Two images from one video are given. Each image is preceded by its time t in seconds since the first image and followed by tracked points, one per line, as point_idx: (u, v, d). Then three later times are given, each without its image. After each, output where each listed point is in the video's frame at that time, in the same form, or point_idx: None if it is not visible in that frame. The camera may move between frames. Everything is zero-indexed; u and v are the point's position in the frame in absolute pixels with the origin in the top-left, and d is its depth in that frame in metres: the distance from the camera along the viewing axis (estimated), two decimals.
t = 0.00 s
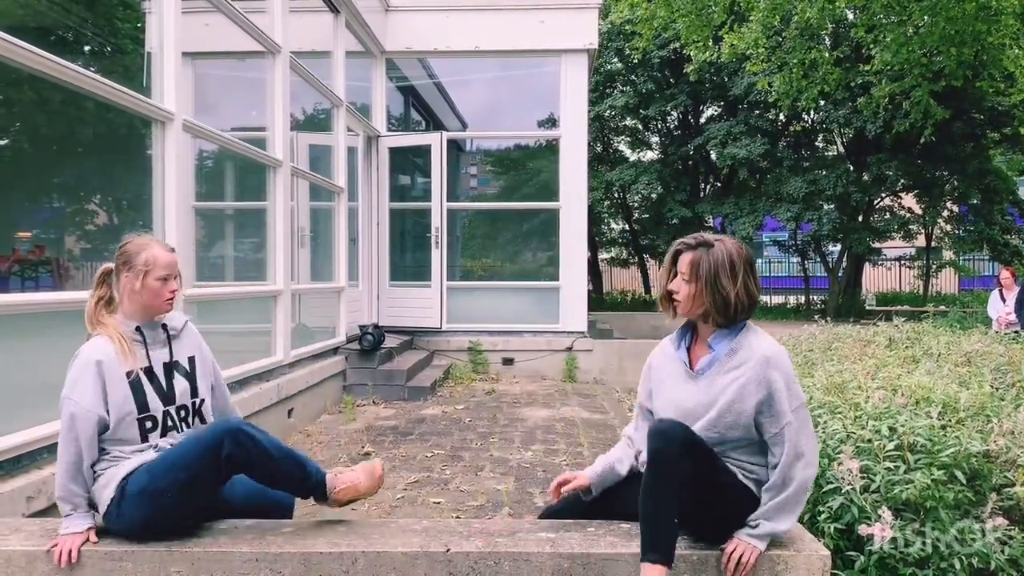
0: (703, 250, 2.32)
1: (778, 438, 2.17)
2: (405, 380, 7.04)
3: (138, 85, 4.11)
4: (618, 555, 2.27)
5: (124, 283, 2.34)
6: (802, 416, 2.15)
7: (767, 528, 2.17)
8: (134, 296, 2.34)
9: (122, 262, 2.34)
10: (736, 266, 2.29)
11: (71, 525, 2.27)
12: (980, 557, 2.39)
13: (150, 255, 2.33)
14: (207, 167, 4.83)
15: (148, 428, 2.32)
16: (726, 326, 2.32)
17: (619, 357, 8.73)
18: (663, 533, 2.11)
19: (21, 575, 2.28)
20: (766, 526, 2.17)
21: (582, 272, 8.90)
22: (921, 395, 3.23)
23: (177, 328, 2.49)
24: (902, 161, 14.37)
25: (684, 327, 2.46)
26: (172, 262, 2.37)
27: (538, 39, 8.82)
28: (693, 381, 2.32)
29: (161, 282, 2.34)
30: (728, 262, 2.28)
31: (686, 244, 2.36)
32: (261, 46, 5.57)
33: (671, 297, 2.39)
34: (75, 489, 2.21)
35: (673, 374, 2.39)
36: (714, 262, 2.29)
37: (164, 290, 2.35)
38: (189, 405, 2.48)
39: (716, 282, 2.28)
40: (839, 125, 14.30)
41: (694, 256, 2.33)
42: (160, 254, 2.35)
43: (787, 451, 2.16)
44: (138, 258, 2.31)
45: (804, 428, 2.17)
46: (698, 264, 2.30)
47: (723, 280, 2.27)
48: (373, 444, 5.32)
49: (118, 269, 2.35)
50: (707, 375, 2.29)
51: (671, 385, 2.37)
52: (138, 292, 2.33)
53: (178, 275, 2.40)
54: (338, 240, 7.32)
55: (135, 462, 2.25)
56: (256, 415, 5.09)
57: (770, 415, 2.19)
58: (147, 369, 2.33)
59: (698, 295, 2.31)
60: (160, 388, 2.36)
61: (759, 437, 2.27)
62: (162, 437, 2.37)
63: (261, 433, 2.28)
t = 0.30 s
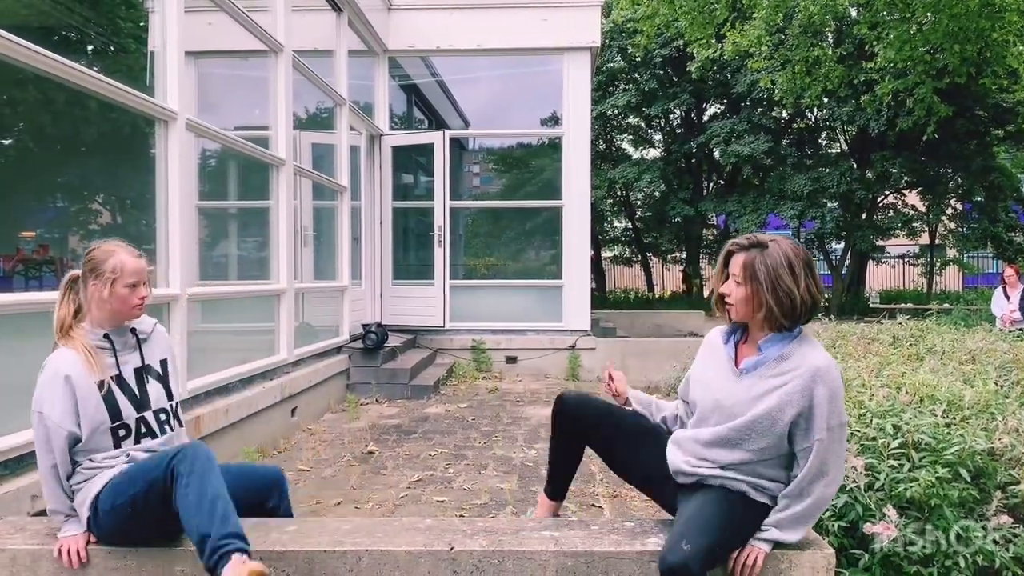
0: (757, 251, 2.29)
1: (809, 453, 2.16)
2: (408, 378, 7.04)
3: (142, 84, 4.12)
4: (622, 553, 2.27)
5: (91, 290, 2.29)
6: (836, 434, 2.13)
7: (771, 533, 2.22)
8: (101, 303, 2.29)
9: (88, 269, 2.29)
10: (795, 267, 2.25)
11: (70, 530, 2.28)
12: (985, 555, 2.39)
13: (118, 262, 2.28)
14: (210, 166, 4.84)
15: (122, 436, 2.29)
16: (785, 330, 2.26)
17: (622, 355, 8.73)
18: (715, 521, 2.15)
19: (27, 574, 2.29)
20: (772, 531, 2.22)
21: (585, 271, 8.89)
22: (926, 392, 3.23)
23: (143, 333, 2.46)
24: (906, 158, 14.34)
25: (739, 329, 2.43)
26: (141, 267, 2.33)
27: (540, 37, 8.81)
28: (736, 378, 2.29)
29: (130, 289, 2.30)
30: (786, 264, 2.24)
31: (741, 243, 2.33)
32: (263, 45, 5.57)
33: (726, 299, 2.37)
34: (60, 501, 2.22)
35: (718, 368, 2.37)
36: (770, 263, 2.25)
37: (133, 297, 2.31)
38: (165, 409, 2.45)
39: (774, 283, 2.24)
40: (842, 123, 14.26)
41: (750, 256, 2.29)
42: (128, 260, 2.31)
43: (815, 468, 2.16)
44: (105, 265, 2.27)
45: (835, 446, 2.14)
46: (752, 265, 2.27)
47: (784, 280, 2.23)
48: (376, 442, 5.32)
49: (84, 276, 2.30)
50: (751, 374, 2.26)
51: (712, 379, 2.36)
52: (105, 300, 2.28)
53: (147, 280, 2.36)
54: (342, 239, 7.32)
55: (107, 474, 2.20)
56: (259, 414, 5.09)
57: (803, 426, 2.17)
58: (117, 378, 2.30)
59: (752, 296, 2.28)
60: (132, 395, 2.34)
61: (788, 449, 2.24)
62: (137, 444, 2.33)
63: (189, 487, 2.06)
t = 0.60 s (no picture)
0: (765, 246, 2.29)
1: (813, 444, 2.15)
2: (413, 375, 7.05)
3: (147, 81, 4.12)
4: (628, 549, 2.28)
5: (74, 291, 2.27)
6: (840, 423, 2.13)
7: (777, 530, 2.21)
8: (87, 304, 2.26)
9: (70, 269, 2.27)
10: (803, 263, 2.26)
11: (78, 527, 2.29)
12: (992, 551, 2.41)
13: (100, 260, 2.27)
14: (215, 164, 4.85)
15: (124, 433, 2.27)
16: (792, 325, 2.27)
17: (627, 352, 8.73)
18: (716, 533, 2.15)
19: (34, 570, 2.30)
20: (779, 528, 2.21)
21: (589, 267, 8.89)
22: (932, 388, 3.23)
23: (132, 329, 2.43)
24: (911, 153, 14.30)
25: (741, 323, 2.43)
26: (123, 265, 2.31)
27: (545, 33, 8.79)
28: (740, 373, 2.30)
29: (114, 287, 2.28)
30: (794, 259, 2.25)
31: (747, 239, 2.33)
32: (268, 42, 5.57)
33: (731, 295, 2.36)
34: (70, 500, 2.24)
35: (721, 363, 2.37)
36: (778, 259, 2.25)
37: (117, 294, 2.29)
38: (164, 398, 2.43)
39: (783, 278, 2.24)
40: (847, 118, 14.21)
41: (755, 251, 2.29)
42: (109, 258, 2.29)
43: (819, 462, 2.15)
44: (87, 265, 2.25)
45: (839, 432, 2.13)
46: (761, 261, 2.26)
47: (791, 276, 2.24)
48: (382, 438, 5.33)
49: (67, 277, 2.27)
50: (756, 368, 2.27)
51: (717, 374, 2.36)
52: (91, 301, 2.26)
53: (129, 277, 2.33)
54: (347, 236, 7.33)
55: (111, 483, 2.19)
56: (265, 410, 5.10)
57: (807, 414, 2.16)
58: (107, 374, 2.28)
59: (758, 291, 2.28)
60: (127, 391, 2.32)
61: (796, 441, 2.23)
62: (142, 440, 2.31)
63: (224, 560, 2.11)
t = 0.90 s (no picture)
0: (770, 239, 2.29)
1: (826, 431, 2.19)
2: (421, 371, 7.05)
3: (155, 79, 4.14)
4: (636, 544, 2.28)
5: (92, 288, 2.29)
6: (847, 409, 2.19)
7: (787, 523, 2.20)
8: (104, 302, 2.28)
9: (89, 266, 2.29)
10: (806, 257, 2.26)
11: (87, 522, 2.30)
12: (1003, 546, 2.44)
13: (117, 258, 2.28)
14: (223, 161, 4.87)
15: (131, 431, 2.28)
16: (791, 319, 2.29)
17: (634, 348, 8.72)
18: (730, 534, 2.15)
19: (47, 565, 2.32)
20: (791, 520, 2.20)
21: (596, 263, 8.88)
22: (941, 383, 3.22)
23: (151, 326, 2.42)
24: (920, 147, 14.22)
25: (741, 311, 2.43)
26: (141, 263, 2.32)
27: (552, 29, 8.76)
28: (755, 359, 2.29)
29: (134, 283, 2.30)
30: (798, 253, 2.26)
31: (753, 231, 2.33)
32: (275, 38, 5.57)
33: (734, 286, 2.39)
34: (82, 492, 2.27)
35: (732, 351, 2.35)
36: (782, 252, 2.26)
37: (136, 292, 2.30)
38: (179, 393, 2.41)
39: (785, 271, 2.25)
40: (855, 113, 14.13)
41: (761, 245, 2.29)
42: (127, 256, 2.30)
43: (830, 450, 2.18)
44: (106, 262, 2.27)
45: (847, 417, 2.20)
46: (764, 254, 2.27)
47: (794, 272, 2.25)
48: (390, 434, 5.35)
49: (85, 274, 2.30)
50: (771, 352, 2.27)
51: (732, 362, 2.33)
52: (107, 298, 2.28)
53: (147, 274, 2.34)
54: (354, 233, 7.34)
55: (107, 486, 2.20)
56: (274, 406, 5.12)
57: (823, 398, 2.19)
58: (118, 371, 2.30)
59: (762, 285, 2.28)
60: (137, 388, 2.32)
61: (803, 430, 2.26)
62: (148, 438, 2.30)
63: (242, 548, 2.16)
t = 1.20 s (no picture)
0: (759, 235, 2.30)
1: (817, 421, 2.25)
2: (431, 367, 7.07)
3: (165, 76, 4.15)
4: (646, 540, 2.28)
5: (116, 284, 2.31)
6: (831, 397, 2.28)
7: (794, 513, 2.21)
8: (130, 296, 2.31)
9: (108, 262, 2.30)
10: (796, 254, 2.27)
11: (103, 512, 2.30)
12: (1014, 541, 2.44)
13: (133, 252, 2.28)
14: (233, 158, 4.89)
15: (163, 415, 2.32)
16: (780, 314, 2.29)
17: (643, 345, 8.72)
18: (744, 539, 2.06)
19: (61, 560, 2.33)
20: (794, 511, 2.21)
21: (604, 260, 8.87)
22: (952, 379, 3.21)
23: (178, 310, 2.41)
24: (930, 143, 14.17)
25: (721, 304, 2.39)
26: (155, 253, 2.32)
27: (560, 25, 8.74)
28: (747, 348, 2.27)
29: (154, 275, 2.32)
30: (786, 250, 2.27)
31: (743, 227, 2.33)
32: (284, 36, 5.58)
33: (720, 281, 2.37)
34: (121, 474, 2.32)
35: (719, 339, 2.31)
36: (772, 248, 2.26)
37: (159, 281, 2.33)
38: (207, 374, 2.39)
39: (776, 268, 2.26)
40: (864, 108, 14.09)
41: (751, 241, 2.29)
42: (142, 248, 2.29)
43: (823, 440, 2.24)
44: (124, 258, 2.28)
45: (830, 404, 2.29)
46: (755, 250, 2.27)
47: (783, 269, 2.25)
48: (400, 431, 5.37)
49: (105, 270, 2.31)
50: (766, 342, 2.27)
51: (723, 352, 2.28)
52: (131, 292, 2.30)
53: (164, 262, 2.34)
54: (363, 230, 7.35)
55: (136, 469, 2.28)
56: (285, 402, 5.15)
57: (816, 391, 2.25)
58: (145, 360, 2.33)
59: (753, 282, 2.28)
60: (164, 374, 2.34)
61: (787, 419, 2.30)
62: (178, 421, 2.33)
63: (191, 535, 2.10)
